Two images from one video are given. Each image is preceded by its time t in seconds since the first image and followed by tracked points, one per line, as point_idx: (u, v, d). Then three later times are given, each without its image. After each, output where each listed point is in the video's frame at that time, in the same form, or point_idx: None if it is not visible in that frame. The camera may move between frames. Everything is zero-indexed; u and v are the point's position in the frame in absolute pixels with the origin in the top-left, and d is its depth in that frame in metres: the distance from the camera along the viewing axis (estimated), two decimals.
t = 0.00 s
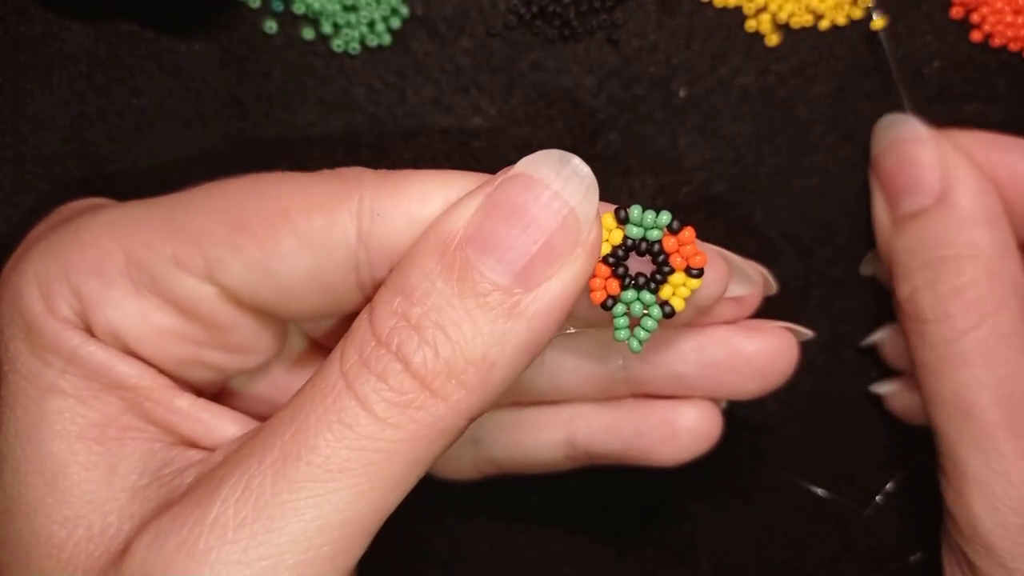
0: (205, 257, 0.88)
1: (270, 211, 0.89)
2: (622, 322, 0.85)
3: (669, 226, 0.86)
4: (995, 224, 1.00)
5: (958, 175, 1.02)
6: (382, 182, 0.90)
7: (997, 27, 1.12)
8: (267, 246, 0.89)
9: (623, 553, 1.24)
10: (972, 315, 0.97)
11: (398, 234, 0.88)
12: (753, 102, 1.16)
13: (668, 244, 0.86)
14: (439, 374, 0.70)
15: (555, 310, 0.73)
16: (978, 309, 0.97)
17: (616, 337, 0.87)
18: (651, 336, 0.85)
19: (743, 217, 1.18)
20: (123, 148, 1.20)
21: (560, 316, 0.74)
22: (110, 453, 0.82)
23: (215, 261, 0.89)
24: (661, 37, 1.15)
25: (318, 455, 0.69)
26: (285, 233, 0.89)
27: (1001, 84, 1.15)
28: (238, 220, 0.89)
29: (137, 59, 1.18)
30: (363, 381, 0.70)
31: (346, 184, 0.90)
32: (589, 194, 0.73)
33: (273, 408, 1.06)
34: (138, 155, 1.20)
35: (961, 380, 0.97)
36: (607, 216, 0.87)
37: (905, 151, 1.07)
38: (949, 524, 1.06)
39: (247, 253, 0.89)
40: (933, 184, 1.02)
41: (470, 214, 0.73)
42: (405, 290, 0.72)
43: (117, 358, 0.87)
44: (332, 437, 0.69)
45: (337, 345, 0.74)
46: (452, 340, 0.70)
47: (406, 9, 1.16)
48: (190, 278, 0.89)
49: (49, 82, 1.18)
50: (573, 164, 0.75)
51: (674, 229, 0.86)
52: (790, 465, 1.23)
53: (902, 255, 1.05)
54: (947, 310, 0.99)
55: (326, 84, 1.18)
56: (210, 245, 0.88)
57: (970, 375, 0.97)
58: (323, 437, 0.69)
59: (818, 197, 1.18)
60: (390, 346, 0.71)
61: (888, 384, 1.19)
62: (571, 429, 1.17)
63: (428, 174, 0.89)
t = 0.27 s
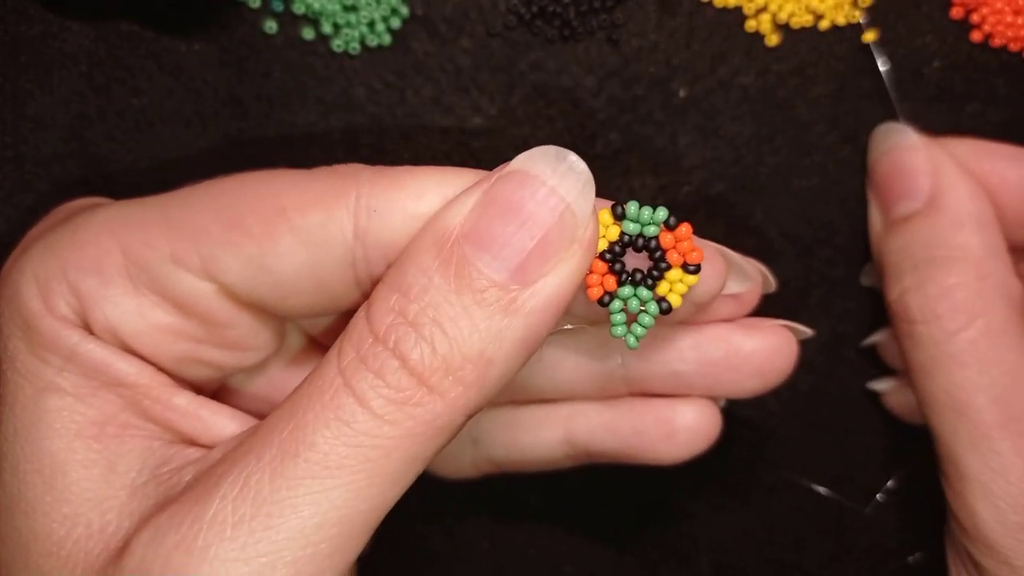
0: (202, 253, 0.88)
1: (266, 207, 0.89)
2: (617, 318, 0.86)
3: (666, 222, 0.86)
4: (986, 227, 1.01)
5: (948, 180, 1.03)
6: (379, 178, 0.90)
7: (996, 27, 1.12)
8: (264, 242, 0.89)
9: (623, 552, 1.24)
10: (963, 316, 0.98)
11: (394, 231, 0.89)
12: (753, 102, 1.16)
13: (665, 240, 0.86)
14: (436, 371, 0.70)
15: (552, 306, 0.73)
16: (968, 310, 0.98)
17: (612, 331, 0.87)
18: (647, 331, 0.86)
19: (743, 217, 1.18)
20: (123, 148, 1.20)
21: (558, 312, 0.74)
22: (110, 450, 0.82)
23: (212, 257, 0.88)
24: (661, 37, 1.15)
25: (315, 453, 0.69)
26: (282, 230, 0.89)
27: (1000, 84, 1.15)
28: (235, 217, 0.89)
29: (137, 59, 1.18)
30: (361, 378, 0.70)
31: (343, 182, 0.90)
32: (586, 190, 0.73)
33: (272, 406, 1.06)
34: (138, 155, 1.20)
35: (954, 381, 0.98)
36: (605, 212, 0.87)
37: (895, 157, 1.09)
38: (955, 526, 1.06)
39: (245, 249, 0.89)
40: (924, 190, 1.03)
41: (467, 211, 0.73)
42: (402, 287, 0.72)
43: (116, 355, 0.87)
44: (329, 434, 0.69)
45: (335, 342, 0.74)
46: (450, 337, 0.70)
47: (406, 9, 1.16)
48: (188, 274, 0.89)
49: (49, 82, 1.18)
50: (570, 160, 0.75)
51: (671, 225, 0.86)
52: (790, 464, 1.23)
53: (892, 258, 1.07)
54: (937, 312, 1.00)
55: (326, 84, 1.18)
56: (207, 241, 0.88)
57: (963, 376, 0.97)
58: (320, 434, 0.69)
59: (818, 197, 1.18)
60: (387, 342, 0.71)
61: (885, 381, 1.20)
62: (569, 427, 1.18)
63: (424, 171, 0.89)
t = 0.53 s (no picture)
0: (202, 252, 0.88)
1: (266, 207, 0.89)
2: (617, 321, 0.86)
3: (666, 225, 0.86)
4: (976, 220, 1.01)
5: (939, 174, 1.05)
6: (378, 179, 0.90)
7: (996, 27, 1.13)
8: (264, 242, 0.89)
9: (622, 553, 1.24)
10: (954, 306, 0.98)
11: (394, 231, 0.89)
12: (753, 102, 1.16)
13: (665, 243, 0.86)
14: (436, 372, 0.70)
15: (552, 308, 0.73)
16: (960, 301, 0.98)
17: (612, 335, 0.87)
18: (646, 335, 0.86)
19: (743, 217, 1.18)
20: (123, 148, 1.20)
21: (558, 313, 0.74)
22: (110, 450, 0.82)
23: (212, 256, 0.88)
24: (661, 37, 1.15)
25: (315, 456, 0.69)
26: (282, 231, 0.89)
27: (1000, 84, 1.15)
28: (235, 217, 0.89)
29: (137, 59, 1.18)
30: (361, 379, 0.70)
31: (342, 182, 0.90)
32: (586, 191, 0.73)
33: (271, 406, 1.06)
34: (138, 155, 1.20)
35: (947, 371, 0.96)
36: (605, 214, 0.88)
37: (887, 155, 1.09)
38: (951, 525, 1.04)
39: (244, 249, 0.89)
40: (916, 183, 1.05)
41: (468, 213, 0.73)
42: (403, 288, 0.72)
43: (116, 355, 0.87)
44: (329, 436, 0.69)
45: (336, 343, 0.74)
46: (450, 339, 0.70)
47: (406, 9, 1.15)
48: (188, 275, 0.89)
49: (49, 82, 1.18)
50: (571, 162, 0.75)
51: (671, 228, 0.86)
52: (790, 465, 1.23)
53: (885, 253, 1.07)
54: (928, 303, 0.99)
55: (326, 84, 1.18)
56: (207, 241, 0.88)
57: (954, 366, 0.96)
58: (320, 436, 0.69)
59: (818, 197, 1.18)
60: (388, 344, 0.71)
61: (884, 380, 1.20)
62: (569, 428, 1.17)
63: (424, 171, 0.89)
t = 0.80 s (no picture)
0: (202, 251, 0.88)
1: (266, 205, 0.89)
2: (617, 320, 0.86)
3: (665, 223, 0.86)
4: (982, 208, 1.01)
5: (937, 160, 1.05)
6: (378, 179, 0.90)
7: (996, 27, 1.13)
8: (264, 242, 0.89)
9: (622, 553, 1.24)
10: (962, 296, 0.97)
11: (394, 231, 0.89)
12: (753, 102, 1.16)
13: (664, 242, 0.86)
14: (437, 371, 0.70)
15: (552, 307, 0.73)
16: (960, 296, 0.97)
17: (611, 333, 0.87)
18: (646, 334, 0.86)
19: (743, 216, 1.18)
20: (123, 148, 1.20)
21: (558, 313, 0.74)
22: (110, 449, 0.82)
23: (212, 256, 0.88)
24: (661, 37, 1.15)
25: (316, 455, 0.69)
26: (282, 230, 0.89)
27: (1000, 84, 1.15)
28: (235, 217, 0.89)
29: (137, 59, 1.18)
30: (361, 378, 0.70)
31: (342, 181, 0.90)
32: (587, 191, 0.74)
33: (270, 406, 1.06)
34: (138, 155, 1.20)
35: (952, 359, 0.97)
36: (605, 213, 0.88)
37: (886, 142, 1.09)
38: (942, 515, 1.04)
39: (245, 248, 0.88)
40: (918, 173, 1.05)
41: (468, 212, 0.73)
42: (403, 287, 0.72)
43: (117, 355, 0.87)
44: (329, 435, 0.69)
45: (336, 342, 0.74)
46: (451, 338, 0.70)
47: (406, 9, 1.15)
48: (188, 274, 0.89)
49: (49, 82, 1.19)
50: (571, 161, 0.75)
51: (670, 226, 0.86)
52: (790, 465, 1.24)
53: (891, 244, 1.06)
54: (937, 292, 0.99)
55: (326, 84, 1.18)
56: (207, 240, 0.88)
57: (960, 354, 0.96)
58: (320, 435, 0.69)
59: (818, 197, 1.18)
60: (388, 343, 0.71)
61: (884, 381, 1.20)
62: (568, 428, 1.17)
63: (424, 171, 0.89)
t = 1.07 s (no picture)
0: (201, 252, 0.88)
1: (265, 206, 0.90)
2: (616, 322, 0.85)
3: (665, 226, 0.86)
4: (1000, 220, 0.99)
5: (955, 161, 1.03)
6: (377, 181, 0.90)
7: (996, 27, 1.12)
8: (263, 242, 0.89)
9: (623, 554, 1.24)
10: (969, 296, 0.96)
11: (393, 232, 0.89)
12: (752, 102, 1.16)
13: (664, 245, 0.86)
14: (436, 373, 0.70)
15: (551, 309, 0.73)
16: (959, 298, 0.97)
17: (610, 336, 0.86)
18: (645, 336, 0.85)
19: (743, 217, 1.18)
20: (123, 148, 1.20)
21: (558, 315, 0.74)
22: (109, 450, 0.82)
23: (211, 256, 0.88)
24: (661, 37, 1.15)
25: (315, 457, 0.68)
26: (282, 232, 0.89)
27: (1001, 84, 1.15)
28: (235, 218, 0.89)
29: (137, 59, 1.18)
30: (360, 380, 0.70)
31: (341, 183, 0.91)
32: (586, 193, 0.74)
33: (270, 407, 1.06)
34: (138, 155, 1.20)
35: (958, 361, 0.96)
36: (604, 216, 0.88)
37: (903, 144, 1.08)
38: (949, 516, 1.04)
39: (244, 249, 0.88)
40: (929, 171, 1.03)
41: (468, 214, 0.73)
42: (403, 289, 0.72)
43: (116, 356, 0.87)
44: (328, 436, 0.69)
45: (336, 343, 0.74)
46: (450, 339, 0.70)
47: (406, 9, 1.15)
48: (188, 274, 0.89)
49: (49, 82, 1.19)
50: (571, 163, 0.75)
51: (669, 229, 0.86)
52: (790, 465, 1.24)
53: (899, 242, 1.05)
54: (942, 291, 0.98)
55: (326, 84, 1.18)
56: (206, 241, 0.88)
57: (965, 356, 0.96)
58: (319, 437, 0.69)
59: (818, 197, 1.18)
60: (388, 345, 0.71)
61: (885, 382, 1.20)
62: (568, 430, 1.18)
63: (424, 173, 0.90)
